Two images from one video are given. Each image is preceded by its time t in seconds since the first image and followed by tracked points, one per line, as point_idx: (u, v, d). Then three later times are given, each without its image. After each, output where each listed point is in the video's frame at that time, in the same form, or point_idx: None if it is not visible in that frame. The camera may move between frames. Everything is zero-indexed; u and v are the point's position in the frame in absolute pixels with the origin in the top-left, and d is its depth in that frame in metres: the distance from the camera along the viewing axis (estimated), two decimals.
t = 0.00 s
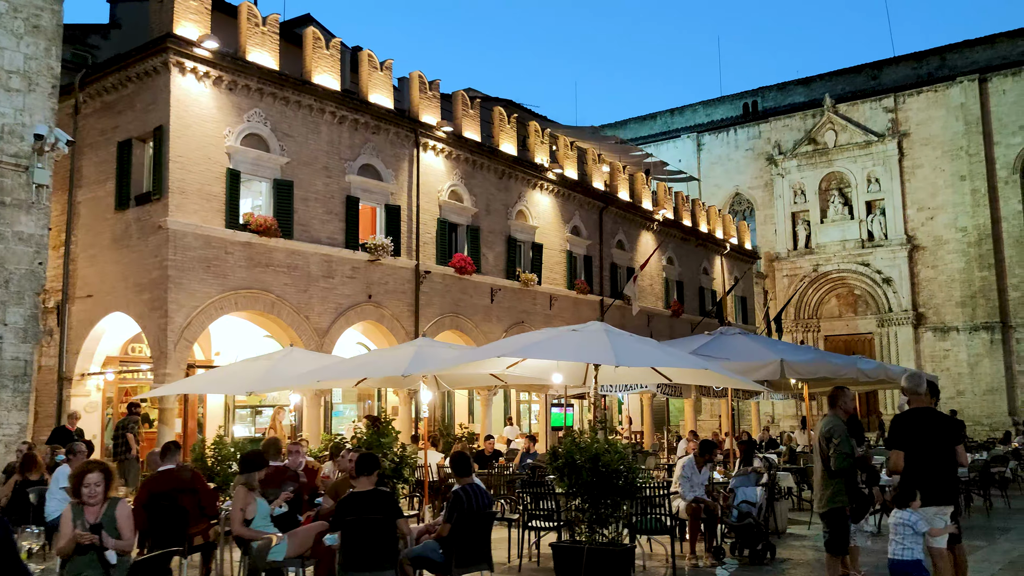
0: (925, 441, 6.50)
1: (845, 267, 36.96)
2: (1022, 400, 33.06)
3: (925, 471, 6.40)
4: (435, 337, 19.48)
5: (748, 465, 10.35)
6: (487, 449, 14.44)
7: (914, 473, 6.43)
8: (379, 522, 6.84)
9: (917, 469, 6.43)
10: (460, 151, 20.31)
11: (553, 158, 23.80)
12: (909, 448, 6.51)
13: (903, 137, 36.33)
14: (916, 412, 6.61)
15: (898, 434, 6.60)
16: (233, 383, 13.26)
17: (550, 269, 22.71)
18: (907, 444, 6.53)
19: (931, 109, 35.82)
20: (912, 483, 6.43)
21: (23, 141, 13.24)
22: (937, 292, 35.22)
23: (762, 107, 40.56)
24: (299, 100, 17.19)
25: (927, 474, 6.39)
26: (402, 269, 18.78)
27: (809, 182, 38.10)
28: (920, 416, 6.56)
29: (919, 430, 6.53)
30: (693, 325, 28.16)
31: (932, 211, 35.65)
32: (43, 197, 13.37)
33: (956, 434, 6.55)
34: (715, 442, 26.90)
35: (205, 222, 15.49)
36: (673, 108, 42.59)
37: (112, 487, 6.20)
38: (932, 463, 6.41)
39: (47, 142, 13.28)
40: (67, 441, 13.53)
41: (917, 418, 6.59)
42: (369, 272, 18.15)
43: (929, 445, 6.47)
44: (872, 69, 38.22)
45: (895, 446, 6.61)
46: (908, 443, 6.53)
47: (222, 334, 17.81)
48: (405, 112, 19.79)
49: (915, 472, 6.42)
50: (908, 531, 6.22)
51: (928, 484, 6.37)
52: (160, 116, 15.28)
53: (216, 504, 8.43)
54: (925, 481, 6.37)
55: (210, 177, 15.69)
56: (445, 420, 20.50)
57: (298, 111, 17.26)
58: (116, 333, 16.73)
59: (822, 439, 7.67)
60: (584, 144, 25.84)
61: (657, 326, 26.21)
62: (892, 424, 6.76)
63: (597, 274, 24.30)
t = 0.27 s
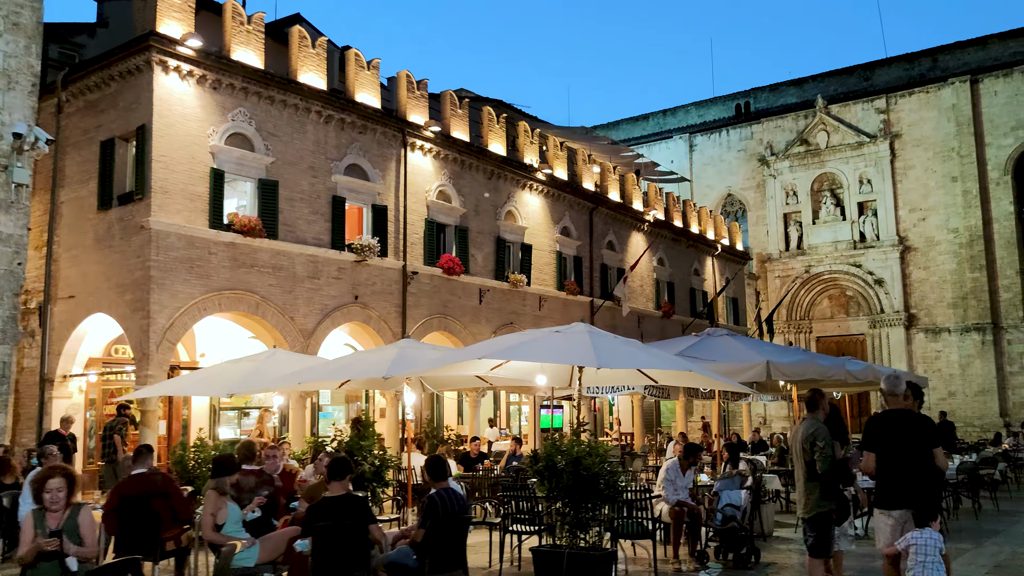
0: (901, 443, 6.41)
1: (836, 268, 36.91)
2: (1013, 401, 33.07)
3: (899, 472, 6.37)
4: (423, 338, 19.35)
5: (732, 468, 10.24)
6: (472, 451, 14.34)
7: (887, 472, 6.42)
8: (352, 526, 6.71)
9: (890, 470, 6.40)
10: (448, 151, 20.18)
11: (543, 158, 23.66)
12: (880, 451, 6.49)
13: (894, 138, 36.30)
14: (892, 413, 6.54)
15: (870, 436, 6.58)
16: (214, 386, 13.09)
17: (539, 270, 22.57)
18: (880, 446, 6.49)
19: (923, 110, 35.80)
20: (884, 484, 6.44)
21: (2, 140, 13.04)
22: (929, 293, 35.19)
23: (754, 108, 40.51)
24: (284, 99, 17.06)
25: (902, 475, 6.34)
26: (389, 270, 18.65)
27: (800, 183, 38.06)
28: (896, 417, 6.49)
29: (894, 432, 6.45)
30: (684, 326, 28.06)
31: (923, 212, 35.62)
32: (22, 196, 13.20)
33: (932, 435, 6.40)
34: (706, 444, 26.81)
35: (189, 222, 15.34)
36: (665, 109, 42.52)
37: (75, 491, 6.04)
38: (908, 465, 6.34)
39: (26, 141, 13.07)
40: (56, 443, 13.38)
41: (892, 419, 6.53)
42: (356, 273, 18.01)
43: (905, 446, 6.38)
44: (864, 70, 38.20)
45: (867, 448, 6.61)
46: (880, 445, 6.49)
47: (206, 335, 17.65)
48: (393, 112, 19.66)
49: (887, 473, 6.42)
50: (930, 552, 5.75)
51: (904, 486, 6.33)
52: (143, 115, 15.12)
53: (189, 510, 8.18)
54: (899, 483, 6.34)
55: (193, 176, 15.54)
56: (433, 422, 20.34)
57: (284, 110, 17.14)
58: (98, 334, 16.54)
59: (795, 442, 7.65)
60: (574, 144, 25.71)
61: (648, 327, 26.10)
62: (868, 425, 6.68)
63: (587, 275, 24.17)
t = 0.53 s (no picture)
0: (868, 440, 6.41)
1: (826, 269, 36.91)
2: (1002, 402, 33.14)
3: (866, 469, 6.36)
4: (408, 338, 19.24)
5: (712, 468, 10.19)
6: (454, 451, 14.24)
7: (854, 470, 6.41)
8: (319, 527, 6.62)
9: (857, 468, 6.40)
10: (434, 151, 20.08)
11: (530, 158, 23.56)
12: (847, 448, 6.49)
13: (884, 139, 36.33)
14: (860, 412, 6.57)
15: (837, 434, 6.60)
16: (193, 386, 12.95)
17: (526, 270, 22.47)
18: (847, 444, 6.50)
19: (912, 111, 35.83)
20: (852, 482, 6.42)
21: None
22: (918, 293, 35.20)
23: (745, 109, 40.50)
24: (267, 97, 16.96)
25: (871, 472, 6.34)
26: (373, 269, 18.55)
27: (790, 183, 38.06)
28: (862, 416, 6.52)
29: (860, 429, 6.47)
30: (673, 327, 27.99)
31: (912, 212, 35.64)
32: None
33: (903, 433, 6.39)
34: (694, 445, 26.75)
35: (169, 221, 15.21)
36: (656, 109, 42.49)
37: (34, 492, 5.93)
38: (875, 463, 6.34)
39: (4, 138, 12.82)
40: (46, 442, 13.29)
41: (860, 418, 6.56)
42: (340, 272, 17.91)
43: (872, 444, 6.38)
44: (854, 71, 38.22)
45: (834, 446, 6.62)
46: (847, 443, 6.50)
47: (188, 334, 17.54)
48: (378, 110, 19.57)
49: (855, 471, 6.40)
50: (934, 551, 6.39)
51: (872, 484, 6.32)
52: (123, 113, 14.98)
53: (160, 510, 8.07)
54: (867, 480, 6.33)
55: (175, 175, 15.41)
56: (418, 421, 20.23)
57: (267, 108, 17.03)
58: (78, 334, 16.43)
59: (764, 440, 7.57)
60: (562, 143, 25.61)
61: (636, 328, 26.03)
62: (837, 423, 6.69)
63: (575, 275, 24.08)
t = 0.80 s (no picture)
0: (830, 443, 6.42)
1: (813, 270, 36.92)
2: (988, 403, 33.23)
3: (829, 473, 6.37)
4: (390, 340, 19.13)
5: (687, 471, 10.13)
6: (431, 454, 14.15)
7: (818, 473, 6.41)
8: (280, 532, 6.52)
9: (820, 471, 6.40)
10: (417, 151, 19.98)
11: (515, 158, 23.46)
12: (811, 453, 6.47)
13: (872, 140, 36.36)
14: (824, 415, 6.56)
15: (802, 438, 6.57)
16: (167, 387, 12.80)
17: (511, 271, 22.37)
18: (810, 448, 6.48)
19: (899, 112, 35.86)
20: (817, 486, 6.43)
21: None
22: (905, 295, 35.23)
23: (733, 110, 40.53)
24: (247, 97, 16.86)
25: (834, 476, 6.34)
26: (354, 270, 18.45)
27: (778, 185, 38.06)
28: (826, 419, 6.50)
29: (824, 432, 6.46)
30: (659, 328, 27.94)
31: (900, 214, 35.68)
32: None
33: (866, 436, 6.42)
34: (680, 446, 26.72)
35: (146, 221, 15.07)
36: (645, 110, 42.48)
37: None
38: (839, 467, 6.34)
39: None
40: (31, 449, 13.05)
41: (824, 421, 6.54)
42: (320, 273, 17.82)
43: (835, 447, 6.39)
44: (842, 73, 38.28)
45: (797, 449, 6.59)
46: (811, 447, 6.48)
47: (167, 335, 17.44)
48: (360, 110, 19.48)
49: (819, 475, 6.40)
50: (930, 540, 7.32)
51: (836, 488, 6.33)
52: (99, 112, 14.84)
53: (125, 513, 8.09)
54: (831, 484, 6.34)
55: (152, 174, 15.28)
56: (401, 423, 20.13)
57: (247, 108, 16.93)
58: (54, 336, 16.27)
59: (732, 443, 7.45)
60: (547, 144, 25.53)
61: (621, 329, 25.98)
62: (800, 427, 6.66)
63: (560, 276, 24.00)
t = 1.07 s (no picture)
0: (800, 446, 6.26)
1: (800, 271, 36.97)
2: (973, 405, 33.34)
3: (797, 477, 6.23)
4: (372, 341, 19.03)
5: (663, 474, 10.04)
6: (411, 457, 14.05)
7: (787, 477, 6.26)
8: (242, 539, 6.42)
9: (789, 475, 6.25)
10: (399, 151, 19.89)
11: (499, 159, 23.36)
12: (780, 456, 6.31)
13: (858, 142, 36.42)
14: (793, 418, 6.38)
15: (771, 442, 6.40)
16: (141, 389, 12.64)
17: (494, 272, 22.28)
18: (779, 451, 6.32)
19: (886, 114, 35.92)
20: (785, 490, 6.29)
21: None
22: (892, 296, 35.30)
23: (721, 111, 40.57)
24: (226, 96, 16.74)
25: (803, 480, 6.21)
26: (336, 271, 18.36)
27: (765, 186, 38.11)
28: (796, 422, 6.33)
29: (793, 436, 6.30)
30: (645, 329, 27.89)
31: (886, 215, 35.75)
32: None
33: (834, 439, 6.29)
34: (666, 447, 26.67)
35: (124, 221, 14.93)
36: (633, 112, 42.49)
37: None
38: (808, 471, 6.21)
39: None
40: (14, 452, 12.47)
41: (793, 424, 6.36)
42: (301, 274, 17.72)
43: (804, 451, 6.24)
44: (829, 74, 38.35)
45: (767, 453, 6.43)
46: (781, 451, 6.31)
47: (146, 337, 17.34)
48: (342, 110, 19.40)
49: (788, 479, 6.25)
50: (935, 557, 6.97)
51: (805, 492, 6.20)
52: (75, 111, 14.68)
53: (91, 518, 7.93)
54: (801, 489, 6.20)
55: (129, 174, 15.14)
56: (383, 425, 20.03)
57: (226, 107, 16.81)
58: (31, 337, 16.20)
59: (705, 448, 7.23)
60: (533, 145, 25.46)
61: (607, 330, 25.92)
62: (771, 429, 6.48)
63: (544, 277, 23.92)
